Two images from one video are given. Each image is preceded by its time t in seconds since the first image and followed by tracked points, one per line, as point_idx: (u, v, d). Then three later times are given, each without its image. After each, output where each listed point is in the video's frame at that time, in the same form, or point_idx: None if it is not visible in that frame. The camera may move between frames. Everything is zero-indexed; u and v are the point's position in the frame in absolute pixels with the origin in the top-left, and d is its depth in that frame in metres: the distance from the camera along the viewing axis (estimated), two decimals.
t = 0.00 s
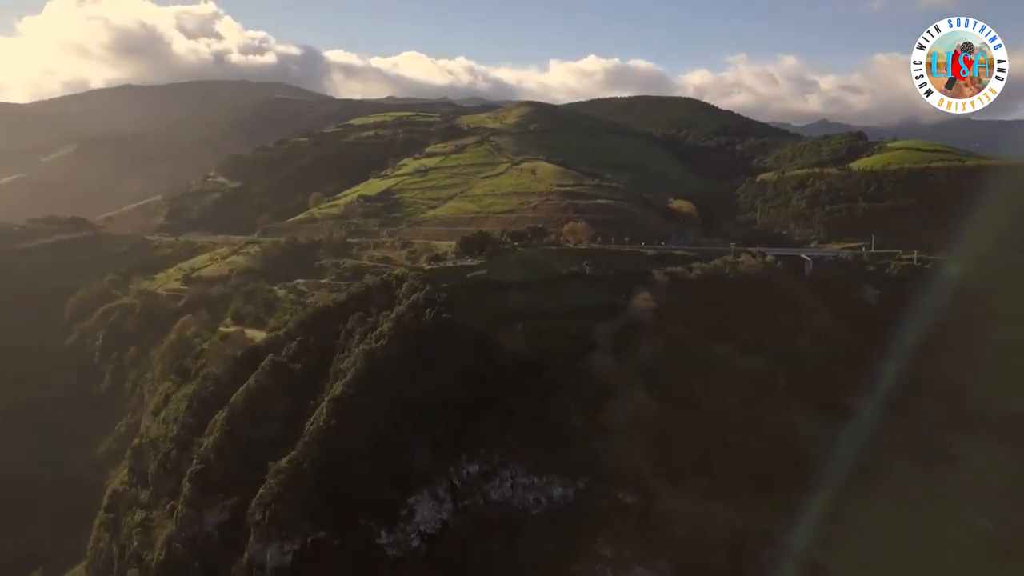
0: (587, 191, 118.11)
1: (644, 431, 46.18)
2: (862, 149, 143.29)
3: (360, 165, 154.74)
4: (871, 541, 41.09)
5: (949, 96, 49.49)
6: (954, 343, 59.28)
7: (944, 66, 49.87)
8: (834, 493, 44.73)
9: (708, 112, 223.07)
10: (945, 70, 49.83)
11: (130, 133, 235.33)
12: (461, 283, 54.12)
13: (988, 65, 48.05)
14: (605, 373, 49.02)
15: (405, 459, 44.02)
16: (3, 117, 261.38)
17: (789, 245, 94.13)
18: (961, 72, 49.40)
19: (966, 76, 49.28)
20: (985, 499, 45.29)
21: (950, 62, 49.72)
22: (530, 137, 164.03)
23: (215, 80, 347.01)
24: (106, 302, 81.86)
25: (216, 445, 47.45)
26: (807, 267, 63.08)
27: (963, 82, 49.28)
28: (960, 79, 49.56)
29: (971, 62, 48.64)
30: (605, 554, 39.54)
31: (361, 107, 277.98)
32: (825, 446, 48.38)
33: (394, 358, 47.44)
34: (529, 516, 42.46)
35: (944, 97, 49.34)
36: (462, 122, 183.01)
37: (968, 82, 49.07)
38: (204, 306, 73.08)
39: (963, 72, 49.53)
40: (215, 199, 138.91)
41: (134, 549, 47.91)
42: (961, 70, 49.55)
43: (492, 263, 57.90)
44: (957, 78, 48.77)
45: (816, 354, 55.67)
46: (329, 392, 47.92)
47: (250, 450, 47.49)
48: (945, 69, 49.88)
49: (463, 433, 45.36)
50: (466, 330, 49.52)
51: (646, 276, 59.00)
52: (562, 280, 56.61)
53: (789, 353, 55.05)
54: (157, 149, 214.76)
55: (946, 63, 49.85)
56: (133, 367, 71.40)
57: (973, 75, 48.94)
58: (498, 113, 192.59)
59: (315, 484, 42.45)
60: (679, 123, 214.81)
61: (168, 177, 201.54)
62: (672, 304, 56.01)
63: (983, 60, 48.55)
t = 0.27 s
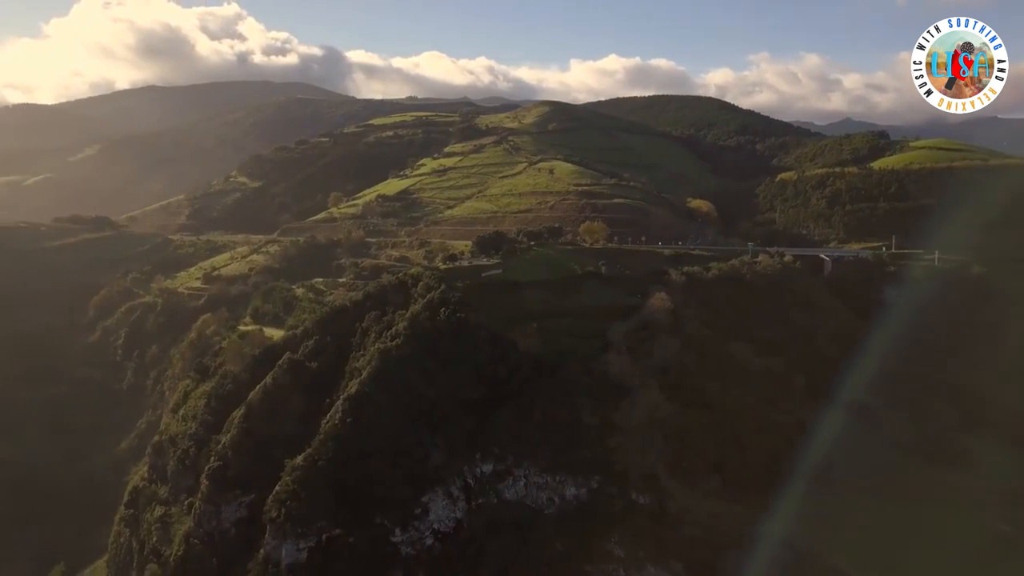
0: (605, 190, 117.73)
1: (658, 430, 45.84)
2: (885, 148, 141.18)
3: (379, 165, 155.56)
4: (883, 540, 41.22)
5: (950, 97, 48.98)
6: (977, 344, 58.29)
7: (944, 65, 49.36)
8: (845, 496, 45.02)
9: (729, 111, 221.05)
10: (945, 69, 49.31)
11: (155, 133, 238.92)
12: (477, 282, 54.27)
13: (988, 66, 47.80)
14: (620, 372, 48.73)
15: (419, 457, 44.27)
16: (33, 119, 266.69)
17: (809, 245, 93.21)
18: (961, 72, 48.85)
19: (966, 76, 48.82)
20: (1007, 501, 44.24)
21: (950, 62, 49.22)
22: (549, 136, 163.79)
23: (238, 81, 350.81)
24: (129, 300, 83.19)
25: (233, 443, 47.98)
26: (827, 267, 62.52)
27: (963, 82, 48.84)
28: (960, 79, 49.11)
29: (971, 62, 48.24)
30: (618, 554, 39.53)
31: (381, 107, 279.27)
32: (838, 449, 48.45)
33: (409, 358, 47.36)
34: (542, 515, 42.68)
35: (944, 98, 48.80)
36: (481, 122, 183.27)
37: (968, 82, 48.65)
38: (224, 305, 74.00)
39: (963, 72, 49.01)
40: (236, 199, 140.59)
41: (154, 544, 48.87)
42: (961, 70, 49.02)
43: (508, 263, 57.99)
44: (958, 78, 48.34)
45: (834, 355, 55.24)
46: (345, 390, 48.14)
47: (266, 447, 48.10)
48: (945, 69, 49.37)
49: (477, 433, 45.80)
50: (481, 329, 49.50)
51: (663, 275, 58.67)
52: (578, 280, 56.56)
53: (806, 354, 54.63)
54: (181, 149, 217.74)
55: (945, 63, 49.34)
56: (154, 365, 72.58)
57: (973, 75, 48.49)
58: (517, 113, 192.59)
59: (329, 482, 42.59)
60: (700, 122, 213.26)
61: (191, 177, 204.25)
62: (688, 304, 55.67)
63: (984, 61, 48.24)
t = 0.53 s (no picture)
0: (620, 190, 117.40)
1: (668, 431, 46.38)
2: (904, 147, 139.47)
3: (395, 165, 156.22)
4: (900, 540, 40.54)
5: (950, 97, 49.56)
6: (995, 345, 57.39)
7: (944, 66, 49.71)
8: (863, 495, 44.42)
9: (747, 110, 219.35)
10: (945, 70, 49.66)
11: (175, 134, 241.55)
12: (489, 282, 54.31)
13: (988, 66, 48.20)
14: (632, 373, 48.90)
15: (431, 456, 44.39)
16: (56, 120, 270.96)
17: (825, 245, 92.44)
18: (961, 72, 49.29)
19: (966, 76, 49.33)
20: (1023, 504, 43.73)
21: (950, 63, 49.55)
22: (564, 136, 163.61)
23: (257, 82, 353.78)
24: (147, 299, 84.25)
25: (247, 441, 48.50)
26: (843, 266, 61.59)
27: (963, 83, 49.37)
28: (960, 79, 49.56)
29: (971, 62, 48.57)
30: (628, 554, 40.07)
31: (398, 107, 280.30)
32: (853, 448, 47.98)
33: (421, 357, 47.60)
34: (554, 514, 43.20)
35: (944, 98, 49.37)
36: (497, 122, 183.46)
37: (968, 82, 49.24)
38: (241, 304, 74.81)
39: (963, 72, 49.45)
40: (254, 199, 141.85)
41: (169, 541, 49.55)
42: (961, 70, 49.43)
43: (521, 263, 58.03)
44: (958, 77, 48.89)
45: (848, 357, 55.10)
46: (358, 389, 48.74)
47: (280, 444, 48.53)
48: (945, 69, 49.71)
49: (489, 432, 45.82)
50: (493, 329, 49.68)
51: (676, 275, 58.50)
52: (591, 280, 56.53)
53: (818, 356, 54.77)
54: (201, 150, 220.06)
55: (945, 63, 49.69)
56: (171, 363, 73.45)
57: (973, 75, 49.06)
58: (533, 113, 192.61)
59: (342, 480, 43.04)
60: (717, 122, 211.88)
61: (210, 177, 206.30)
62: (702, 305, 55.45)
63: (984, 61, 48.64)
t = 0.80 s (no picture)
0: (634, 189, 117.14)
1: (678, 430, 46.95)
2: (924, 146, 137.84)
3: (410, 165, 156.88)
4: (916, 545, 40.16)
5: (950, 96, 50.07)
6: (1014, 345, 56.50)
7: (944, 66, 50.20)
8: (879, 497, 43.97)
9: (764, 109, 217.70)
10: (945, 69, 50.16)
11: (194, 134, 244.28)
12: (501, 282, 54.35)
13: (988, 65, 48.84)
14: (644, 372, 49.31)
15: (443, 455, 44.52)
16: (78, 121, 274.86)
17: (841, 245, 91.70)
18: (961, 72, 49.82)
19: (966, 76, 50.01)
20: None
21: (950, 62, 50.03)
22: (580, 136, 163.43)
23: (274, 83, 356.64)
24: (165, 298, 85.34)
25: (262, 439, 49.01)
26: (859, 266, 61.19)
27: (963, 83, 50.04)
28: (960, 79, 50.17)
29: (971, 62, 49.19)
30: (639, 554, 39.90)
31: (414, 108, 281.43)
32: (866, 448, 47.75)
33: (434, 356, 47.75)
34: (565, 515, 42.82)
35: (944, 98, 49.83)
36: (512, 122, 183.63)
37: (968, 82, 49.95)
38: (257, 303, 75.61)
39: (963, 72, 50.05)
40: (271, 199, 143.04)
41: (185, 537, 50.30)
42: (961, 70, 50.02)
43: (534, 263, 58.05)
44: (959, 77, 49.43)
45: (864, 357, 54.41)
46: (371, 388, 49.13)
47: (293, 442, 49.03)
48: (945, 69, 50.18)
49: (501, 431, 45.80)
50: (505, 329, 49.78)
51: (689, 275, 58.35)
52: (604, 280, 56.49)
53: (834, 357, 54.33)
54: (219, 150, 222.31)
55: (946, 63, 50.17)
56: (188, 362, 74.35)
57: (972, 75, 49.80)
58: (548, 113, 192.61)
59: (355, 479, 43.37)
60: (734, 121, 210.61)
61: (229, 177, 208.27)
62: (715, 306, 55.49)
63: (983, 60, 49.30)
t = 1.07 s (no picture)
0: (652, 189, 116.64)
1: (691, 432, 47.07)
2: (947, 145, 135.65)
3: (429, 165, 157.46)
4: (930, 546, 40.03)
5: (951, 97, 50.17)
6: None
7: (944, 66, 50.13)
8: (890, 497, 43.70)
9: (785, 107, 215.50)
10: (945, 69, 50.08)
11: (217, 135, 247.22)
12: (515, 281, 54.36)
13: (988, 66, 48.82)
14: (660, 372, 49.03)
15: (456, 454, 44.50)
16: (103, 122, 279.26)
17: (862, 245, 90.63)
18: (961, 72, 49.83)
19: (966, 76, 50.02)
20: None
21: (950, 62, 49.96)
22: (598, 135, 162.99)
23: (295, 84, 359.63)
24: (186, 297, 86.46)
25: (278, 437, 49.62)
26: (879, 265, 60.46)
27: (963, 83, 50.09)
28: (960, 79, 50.19)
29: (971, 62, 49.11)
30: (651, 554, 40.75)
31: (433, 108, 282.29)
32: (884, 450, 47.05)
33: (448, 356, 48.04)
34: (578, 514, 43.20)
35: (945, 98, 49.95)
36: (530, 122, 183.59)
37: (968, 82, 49.98)
38: (276, 302, 76.40)
39: (963, 72, 50.07)
40: (291, 199, 144.28)
41: (202, 533, 50.89)
42: (961, 70, 50.03)
43: (549, 262, 57.83)
44: (960, 77, 49.50)
45: (882, 359, 54.11)
46: (385, 386, 49.40)
47: (309, 439, 49.55)
48: (945, 69, 50.13)
49: (514, 431, 45.80)
50: (519, 328, 49.96)
51: (705, 275, 57.93)
52: (619, 279, 56.25)
53: (853, 358, 53.66)
54: (241, 150, 224.75)
55: (946, 63, 50.12)
56: (208, 360, 75.26)
57: (973, 75, 49.79)
58: (567, 112, 192.34)
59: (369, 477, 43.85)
60: (754, 120, 208.84)
61: (249, 177, 210.32)
62: (731, 306, 55.02)
63: (983, 61, 49.21)
